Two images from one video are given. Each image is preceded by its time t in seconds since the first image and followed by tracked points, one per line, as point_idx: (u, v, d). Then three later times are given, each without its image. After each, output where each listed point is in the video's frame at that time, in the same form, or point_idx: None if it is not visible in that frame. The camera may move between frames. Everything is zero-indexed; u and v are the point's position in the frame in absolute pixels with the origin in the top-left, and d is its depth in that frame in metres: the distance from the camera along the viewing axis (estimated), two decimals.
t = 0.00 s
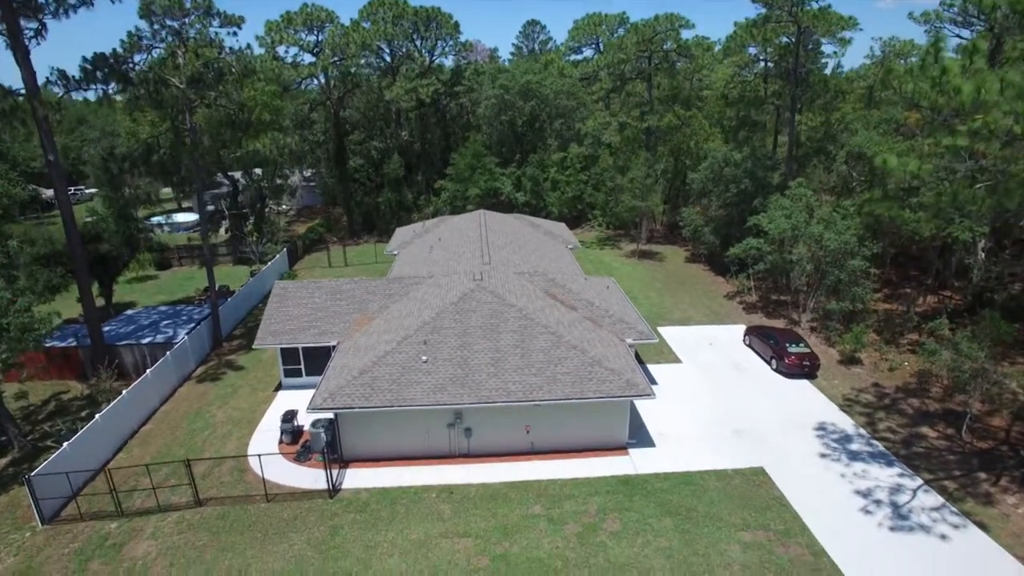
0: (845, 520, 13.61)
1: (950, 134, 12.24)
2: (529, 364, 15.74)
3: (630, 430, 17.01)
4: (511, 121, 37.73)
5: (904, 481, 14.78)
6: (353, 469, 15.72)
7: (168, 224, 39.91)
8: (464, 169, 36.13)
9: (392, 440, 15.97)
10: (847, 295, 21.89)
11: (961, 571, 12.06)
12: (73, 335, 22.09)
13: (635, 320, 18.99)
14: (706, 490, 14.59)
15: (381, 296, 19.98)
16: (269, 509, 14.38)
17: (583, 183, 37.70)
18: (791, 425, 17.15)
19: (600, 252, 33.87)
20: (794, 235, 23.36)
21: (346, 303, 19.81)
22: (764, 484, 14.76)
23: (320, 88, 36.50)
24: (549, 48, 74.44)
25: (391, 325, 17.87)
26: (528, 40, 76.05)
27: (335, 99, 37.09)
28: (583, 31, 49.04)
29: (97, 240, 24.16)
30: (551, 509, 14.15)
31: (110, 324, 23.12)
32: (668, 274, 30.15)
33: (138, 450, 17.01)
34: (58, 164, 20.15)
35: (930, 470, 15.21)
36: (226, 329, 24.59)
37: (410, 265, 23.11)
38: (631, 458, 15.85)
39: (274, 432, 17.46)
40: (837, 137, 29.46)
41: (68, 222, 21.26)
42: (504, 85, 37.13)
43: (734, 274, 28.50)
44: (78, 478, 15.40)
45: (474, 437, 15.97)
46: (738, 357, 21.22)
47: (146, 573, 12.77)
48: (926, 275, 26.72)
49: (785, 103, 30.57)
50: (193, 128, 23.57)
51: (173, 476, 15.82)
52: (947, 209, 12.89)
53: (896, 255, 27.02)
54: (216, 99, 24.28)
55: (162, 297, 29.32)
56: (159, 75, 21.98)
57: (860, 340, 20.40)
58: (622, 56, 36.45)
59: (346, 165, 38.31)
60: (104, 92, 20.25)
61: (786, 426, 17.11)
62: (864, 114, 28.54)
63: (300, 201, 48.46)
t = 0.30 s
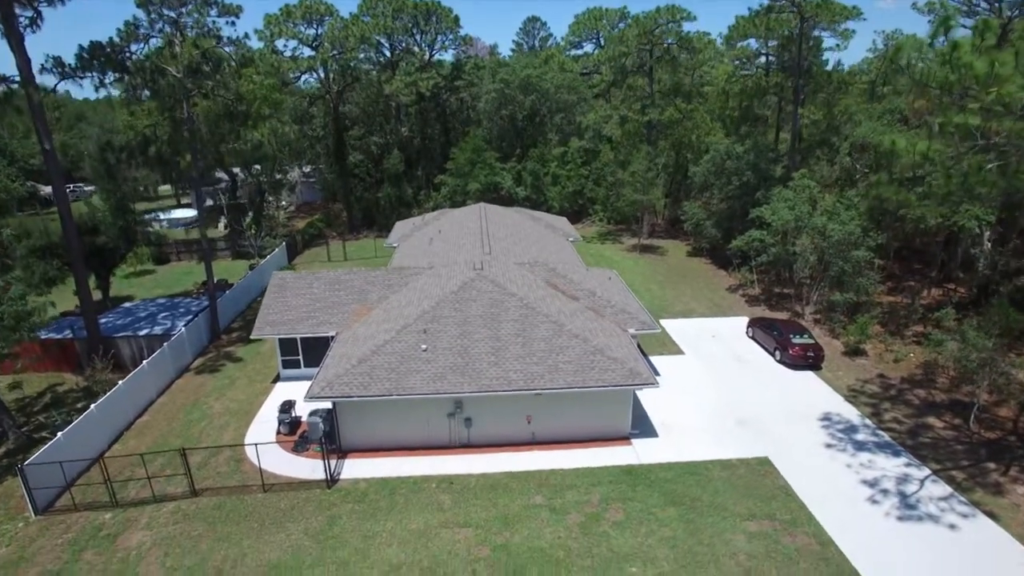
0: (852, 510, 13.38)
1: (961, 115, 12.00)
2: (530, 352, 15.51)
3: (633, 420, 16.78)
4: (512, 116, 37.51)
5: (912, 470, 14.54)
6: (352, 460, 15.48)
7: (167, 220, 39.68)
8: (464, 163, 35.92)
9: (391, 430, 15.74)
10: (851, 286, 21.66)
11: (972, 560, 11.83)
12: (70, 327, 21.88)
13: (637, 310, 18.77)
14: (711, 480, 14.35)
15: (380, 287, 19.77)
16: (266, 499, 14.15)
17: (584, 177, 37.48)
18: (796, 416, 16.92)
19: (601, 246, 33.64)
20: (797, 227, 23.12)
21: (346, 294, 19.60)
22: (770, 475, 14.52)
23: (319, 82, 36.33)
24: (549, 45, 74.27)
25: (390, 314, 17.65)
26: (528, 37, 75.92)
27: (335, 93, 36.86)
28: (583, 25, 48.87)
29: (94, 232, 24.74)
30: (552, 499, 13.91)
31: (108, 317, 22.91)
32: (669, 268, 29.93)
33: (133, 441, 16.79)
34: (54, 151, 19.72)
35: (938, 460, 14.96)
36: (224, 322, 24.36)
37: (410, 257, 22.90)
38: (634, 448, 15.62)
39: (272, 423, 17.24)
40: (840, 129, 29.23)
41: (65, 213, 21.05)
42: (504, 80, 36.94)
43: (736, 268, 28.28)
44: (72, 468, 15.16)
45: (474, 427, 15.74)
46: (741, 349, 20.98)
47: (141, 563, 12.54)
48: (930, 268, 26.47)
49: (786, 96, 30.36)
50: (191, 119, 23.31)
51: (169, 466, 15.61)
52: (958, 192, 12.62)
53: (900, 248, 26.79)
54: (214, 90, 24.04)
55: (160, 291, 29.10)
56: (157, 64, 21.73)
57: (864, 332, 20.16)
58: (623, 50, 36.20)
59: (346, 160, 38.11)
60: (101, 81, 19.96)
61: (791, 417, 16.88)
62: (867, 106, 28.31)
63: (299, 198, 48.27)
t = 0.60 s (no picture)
0: (858, 499, 13.15)
1: (971, 95, 11.75)
2: (530, 341, 15.26)
3: (635, 411, 16.55)
4: (512, 110, 37.30)
5: (918, 460, 14.30)
6: (349, 450, 15.24)
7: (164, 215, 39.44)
8: (463, 158, 35.71)
9: (389, 420, 15.50)
10: (855, 278, 21.42)
11: (981, 550, 11.60)
12: (65, 319, 21.67)
13: (638, 300, 18.54)
14: (714, 470, 14.11)
15: (378, 277, 19.55)
16: (261, 489, 13.91)
17: (584, 172, 37.23)
18: (800, 406, 16.67)
19: (602, 241, 33.40)
20: (800, 218, 22.88)
21: (343, 284, 19.38)
22: (774, 464, 14.29)
23: (319, 77, 36.20)
24: (549, 41, 74.08)
25: (388, 304, 17.42)
26: (528, 33, 75.76)
27: (334, 87, 36.60)
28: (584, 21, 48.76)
29: (90, 225, 23.90)
30: (553, 489, 13.66)
31: (104, 309, 22.69)
32: (671, 261, 29.69)
33: (128, 432, 16.56)
34: (49, 140, 19.30)
35: (944, 450, 14.72)
36: (221, 315, 24.13)
37: (409, 248, 22.66)
38: (636, 438, 15.39)
39: (268, 414, 17.00)
40: (843, 121, 28.98)
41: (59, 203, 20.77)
42: (504, 73, 36.75)
43: (738, 261, 28.06)
44: (66, 459, 14.91)
45: (474, 417, 15.49)
46: (743, 340, 20.76)
47: (133, 553, 12.31)
48: (933, 261, 26.23)
49: (788, 88, 30.22)
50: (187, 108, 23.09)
51: (163, 457, 15.37)
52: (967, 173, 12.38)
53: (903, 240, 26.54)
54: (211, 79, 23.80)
55: (157, 285, 28.85)
56: (153, 53, 21.49)
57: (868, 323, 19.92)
58: (624, 42, 36.00)
59: (345, 154, 37.89)
60: (95, 69, 19.69)
61: (795, 407, 16.63)
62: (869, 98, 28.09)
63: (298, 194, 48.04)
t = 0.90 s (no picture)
0: (863, 487, 12.94)
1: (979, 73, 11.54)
2: (530, 329, 15.07)
3: (636, 400, 16.35)
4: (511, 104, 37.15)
5: (923, 449, 14.09)
6: (346, 439, 15.03)
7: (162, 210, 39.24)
8: (463, 152, 35.55)
9: (387, 409, 15.30)
10: (858, 268, 21.20)
11: (989, 538, 11.40)
12: (61, 311, 21.50)
13: (639, 290, 18.34)
14: (717, 459, 13.91)
15: (376, 267, 19.36)
16: (257, 477, 13.71)
17: (584, 166, 37.04)
18: (803, 396, 16.46)
19: (603, 235, 33.20)
20: (802, 209, 22.68)
21: (341, 274, 19.19)
22: (778, 453, 14.08)
23: (318, 70, 36.03)
24: (549, 38, 73.94)
25: (386, 293, 17.23)
26: (528, 30, 75.64)
27: (334, 80, 36.37)
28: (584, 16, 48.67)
29: (86, 215, 23.73)
30: (553, 477, 13.46)
31: (100, 300, 22.51)
32: (672, 255, 29.49)
33: (123, 421, 16.36)
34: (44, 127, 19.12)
35: (950, 438, 14.52)
36: (218, 307, 23.93)
37: (407, 239, 22.48)
38: (637, 427, 15.18)
39: (265, 403, 16.79)
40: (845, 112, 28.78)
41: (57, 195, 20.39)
42: (504, 67, 36.62)
43: (739, 254, 27.87)
44: (59, 447, 14.69)
45: (472, 405, 15.28)
46: (745, 332, 20.57)
47: (126, 541, 12.11)
48: (936, 253, 26.03)
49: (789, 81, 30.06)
50: (184, 97, 22.88)
51: (158, 446, 15.18)
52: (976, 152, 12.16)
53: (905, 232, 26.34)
54: (209, 69, 23.59)
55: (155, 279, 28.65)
56: (149, 41, 21.28)
57: (871, 313, 19.72)
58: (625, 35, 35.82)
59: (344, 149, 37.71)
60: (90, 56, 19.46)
61: (798, 397, 16.42)
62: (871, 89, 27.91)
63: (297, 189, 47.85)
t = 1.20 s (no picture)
0: (866, 473, 12.79)
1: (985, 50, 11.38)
2: (529, 315, 14.93)
3: (637, 388, 16.21)
4: (511, 98, 37.04)
5: (927, 435, 13.94)
6: (343, 426, 14.88)
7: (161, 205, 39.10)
8: (463, 146, 35.42)
9: (386, 396, 15.14)
10: (860, 258, 21.04)
11: (995, 523, 11.25)
12: (57, 301, 21.37)
13: (639, 278, 18.19)
14: (719, 445, 13.74)
15: (375, 256, 19.24)
16: (253, 464, 13.55)
17: (584, 161, 36.91)
18: (806, 384, 16.30)
19: (603, 228, 33.07)
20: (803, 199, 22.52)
21: (339, 263, 19.05)
22: (780, 439, 13.92)
23: (317, 64, 35.69)
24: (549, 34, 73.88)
25: (384, 280, 17.07)
26: (528, 26, 75.59)
27: (333, 73, 36.08)
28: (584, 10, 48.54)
29: (83, 205, 23.67)
30: (553, 463, 13.29)
31: (97, 291, 22.37)
32: (672, 247, 29.36)
33: (118, 410, 16.19)
34: (40, 116, 18.96)
35: (954, 425, 14.36)
36: (216, 298, 23.78)
37: (406, 229, 22.33)
38: (638, 414, 15.02)
39: (261, 392, 16.64)
40: (847, 104, 28.64)
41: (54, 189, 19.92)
42: (504, 60, 36.52)
43: (740, 246, 27.73)
44: (53, 435, 14.50)
45: (471, 392, 15.13)
46: (746, 322, 20.42)
47: (120, 527, 11.96)
48: (938, 244, 25.87)
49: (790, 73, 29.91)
50: (182, 86, 22.72)
51: (154, 434, 15.02)
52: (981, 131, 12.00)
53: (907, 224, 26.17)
54: (207, 59, 23.42)
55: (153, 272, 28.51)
56: (147, 28, 21.12)
57: (874, 303, 19.58)
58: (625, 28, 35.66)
59: (343, 142, 37.54)
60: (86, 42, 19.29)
61: (801, 385, 16.27)
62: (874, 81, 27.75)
63: (296, 185, 47.69)
